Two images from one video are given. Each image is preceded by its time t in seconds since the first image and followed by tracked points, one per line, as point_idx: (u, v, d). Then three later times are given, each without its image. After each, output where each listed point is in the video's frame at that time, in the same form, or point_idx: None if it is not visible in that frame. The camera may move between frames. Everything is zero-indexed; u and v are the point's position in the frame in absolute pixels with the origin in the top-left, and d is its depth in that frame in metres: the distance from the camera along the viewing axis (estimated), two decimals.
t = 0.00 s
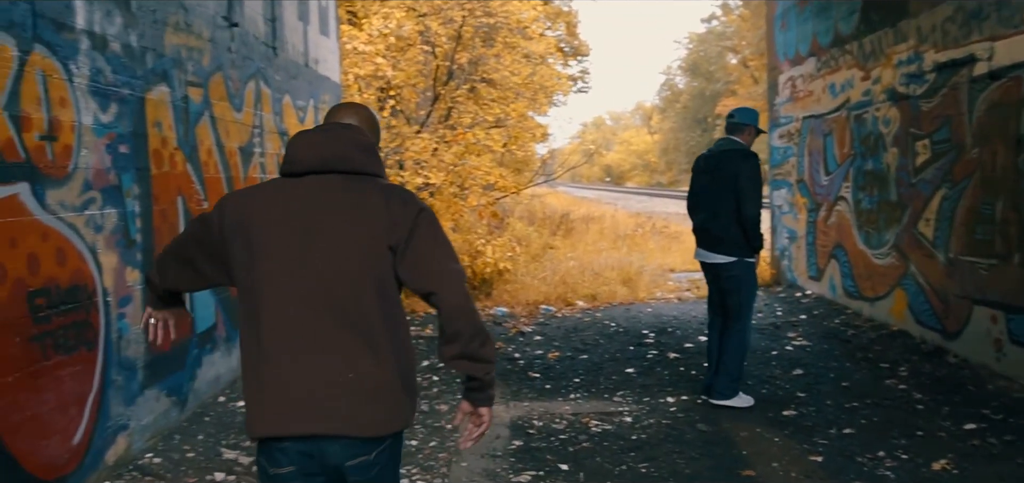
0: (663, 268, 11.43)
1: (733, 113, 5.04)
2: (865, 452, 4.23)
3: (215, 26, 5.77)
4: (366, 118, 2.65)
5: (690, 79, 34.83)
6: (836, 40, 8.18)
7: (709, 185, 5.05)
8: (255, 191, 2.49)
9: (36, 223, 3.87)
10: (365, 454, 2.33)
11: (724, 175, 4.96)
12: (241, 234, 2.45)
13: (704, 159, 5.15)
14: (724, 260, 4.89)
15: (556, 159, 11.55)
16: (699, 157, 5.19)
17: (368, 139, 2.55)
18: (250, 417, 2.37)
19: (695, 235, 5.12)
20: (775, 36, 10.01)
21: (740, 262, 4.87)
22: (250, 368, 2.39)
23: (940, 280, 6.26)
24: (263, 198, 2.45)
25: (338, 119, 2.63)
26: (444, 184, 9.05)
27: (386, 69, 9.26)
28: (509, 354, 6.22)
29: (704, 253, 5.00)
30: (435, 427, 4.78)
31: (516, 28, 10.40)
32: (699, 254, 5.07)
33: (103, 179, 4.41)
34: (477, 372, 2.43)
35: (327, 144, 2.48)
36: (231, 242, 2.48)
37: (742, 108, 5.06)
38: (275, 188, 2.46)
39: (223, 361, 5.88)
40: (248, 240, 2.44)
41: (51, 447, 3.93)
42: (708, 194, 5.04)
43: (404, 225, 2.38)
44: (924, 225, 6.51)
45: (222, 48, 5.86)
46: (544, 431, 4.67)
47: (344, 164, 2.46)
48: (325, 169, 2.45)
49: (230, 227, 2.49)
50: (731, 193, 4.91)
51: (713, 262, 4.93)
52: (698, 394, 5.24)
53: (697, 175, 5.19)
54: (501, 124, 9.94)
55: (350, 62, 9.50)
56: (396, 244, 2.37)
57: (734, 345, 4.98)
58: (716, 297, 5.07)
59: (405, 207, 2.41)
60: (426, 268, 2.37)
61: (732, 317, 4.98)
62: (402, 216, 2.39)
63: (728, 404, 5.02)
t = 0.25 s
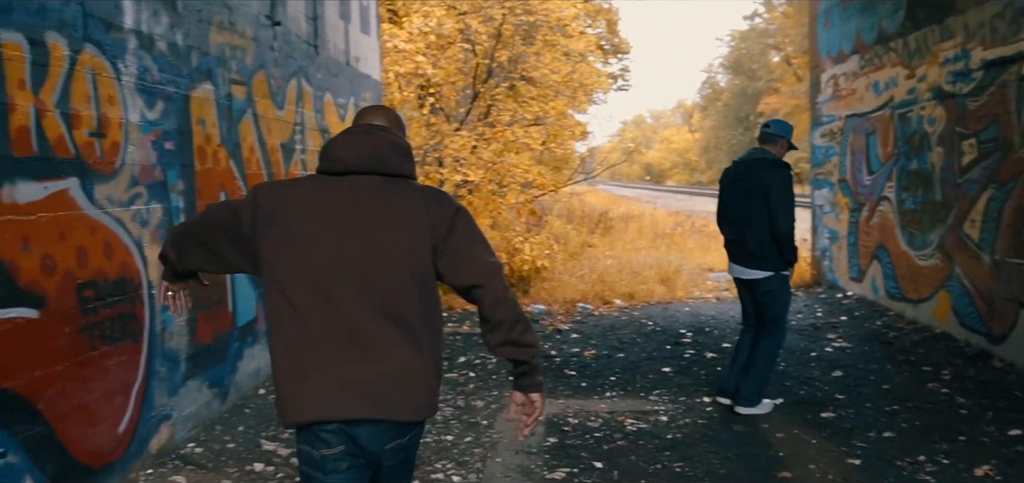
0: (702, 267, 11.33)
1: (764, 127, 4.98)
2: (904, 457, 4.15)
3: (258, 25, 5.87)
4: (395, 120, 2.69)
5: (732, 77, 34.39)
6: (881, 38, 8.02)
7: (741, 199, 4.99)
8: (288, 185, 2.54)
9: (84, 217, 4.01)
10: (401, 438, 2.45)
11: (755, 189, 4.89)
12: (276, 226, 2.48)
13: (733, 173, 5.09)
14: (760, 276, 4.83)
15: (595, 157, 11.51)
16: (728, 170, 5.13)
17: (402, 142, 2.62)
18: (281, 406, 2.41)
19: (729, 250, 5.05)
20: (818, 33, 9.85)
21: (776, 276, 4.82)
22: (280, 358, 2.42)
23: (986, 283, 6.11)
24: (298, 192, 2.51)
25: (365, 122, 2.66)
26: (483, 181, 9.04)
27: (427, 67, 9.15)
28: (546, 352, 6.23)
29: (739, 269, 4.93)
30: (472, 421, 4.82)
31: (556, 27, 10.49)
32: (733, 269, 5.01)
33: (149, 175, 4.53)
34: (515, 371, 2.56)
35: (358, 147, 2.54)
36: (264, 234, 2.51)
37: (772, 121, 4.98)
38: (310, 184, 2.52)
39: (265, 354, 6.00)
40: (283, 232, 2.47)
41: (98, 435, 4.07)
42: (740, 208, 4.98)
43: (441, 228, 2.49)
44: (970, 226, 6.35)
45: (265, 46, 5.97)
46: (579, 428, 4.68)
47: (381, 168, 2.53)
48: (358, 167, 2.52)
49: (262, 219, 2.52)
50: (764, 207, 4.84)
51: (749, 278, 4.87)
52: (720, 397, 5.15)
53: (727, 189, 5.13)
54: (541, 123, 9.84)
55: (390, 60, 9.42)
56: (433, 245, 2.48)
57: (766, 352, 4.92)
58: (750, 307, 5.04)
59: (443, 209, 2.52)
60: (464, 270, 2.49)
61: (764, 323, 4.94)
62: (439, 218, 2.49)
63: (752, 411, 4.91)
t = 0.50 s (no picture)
0: (746, 265, 11.18)
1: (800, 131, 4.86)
2: (951, 460, 4.06)
3: (305, 23, 5.97)
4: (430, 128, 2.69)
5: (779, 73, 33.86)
6: (932, 33, 7.82)
7: (778, 202, 4.89)
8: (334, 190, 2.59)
9: (136, 211, 4.13)
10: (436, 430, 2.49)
11: (795, 191, 4.80)
12: (324, 228, 2.53)
13: (769, 176, 4.99)
14: (801, 279, 4.75)
15: (638, 154, 11.43)
16: (764, 172, 5.02)
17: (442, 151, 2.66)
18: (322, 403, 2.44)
19: (765, 254, 4.97)
20: (867, 28, 9.64)
21: (815, 280, 4.75)
22: (325, 358, 2.46)
23: None
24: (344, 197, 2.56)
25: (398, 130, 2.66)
26: (525, 178, 8.98)
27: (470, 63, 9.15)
28: (586, 349, 6.20)
29: (777, 274, 4.85)
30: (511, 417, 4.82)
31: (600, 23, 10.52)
32: (771, 273, 4.93)
33: (198, 170, 4.64)
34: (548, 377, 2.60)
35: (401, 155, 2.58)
36: (311, 235, 2.56)
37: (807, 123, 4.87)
38: (358, 189, 2.57)
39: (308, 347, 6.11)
40: (332, 235, 2.52)
41: (148, 422, 4.19)
42: (777, 211, 4.89)
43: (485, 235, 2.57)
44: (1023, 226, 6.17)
45: (311, 44, 6.06)
46: (618, 425, 4.67)
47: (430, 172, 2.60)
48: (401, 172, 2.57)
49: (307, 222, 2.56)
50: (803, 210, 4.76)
51: (790, 283, 4.79)
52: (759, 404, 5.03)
53: (762, 191, 5.03)
54: (584, 119, 9.76)
55: (434, 57, 9.41)
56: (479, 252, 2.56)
57: (801, 358, 4.86)
58: (784, 311, 4.96)
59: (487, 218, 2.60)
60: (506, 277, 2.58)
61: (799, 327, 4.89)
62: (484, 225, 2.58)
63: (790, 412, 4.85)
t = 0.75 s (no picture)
0: (787, 264, 11.03)
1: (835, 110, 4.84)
2: (995, 464, 3.98)
3: (347, 21, 6.06)
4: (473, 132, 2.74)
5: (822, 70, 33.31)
6: (980, 27, 7.64)
7: (812, 182, 4.89)
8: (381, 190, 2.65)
9: (183, 205, 4.24)
10: (473, 414, 2.57)
11: (829, 171, 4.79)
12: (374, 227, 2.59)
13: (803, 155, 4.98)
14: (835, 258, 4.73)
15: (678, 151, 11.35)
16: (799, 151, 5.02)
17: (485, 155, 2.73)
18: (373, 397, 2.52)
19: (798, 234, 4.96)
20: (913, 23, 9.44)
21: (849, 260, 4.74)
22: (376, 352, 2.54)
23: None
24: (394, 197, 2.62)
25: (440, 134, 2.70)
26: (564, 175, 8.94)
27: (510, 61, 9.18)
28: (624, 345, 6.18)
29: (810, 253, 4.85)
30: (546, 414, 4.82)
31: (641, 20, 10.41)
32: (803, 253, 4.92)
33: (242, 165, 4.74)
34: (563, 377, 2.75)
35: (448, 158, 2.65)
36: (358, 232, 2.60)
37: (843, 102, 4.84)
38: (405, 189, 2.63)
39: (348, 341, 6.19)
40: (379, 234, 2.59)
41: (192, 412, 4.30)
42: (811, 191, 4.88)
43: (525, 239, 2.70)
44: None
45: (352, 41, 6.15)
46: (655, 422, 4.66)
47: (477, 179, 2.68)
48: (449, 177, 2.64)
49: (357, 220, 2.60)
50: (838, 189, 4.75)
51: (823, 262, 4.78)
52: (797, 395, 5.10)
53: (796, 171, 5.03)
54: (623, 116, 9.74)
55: (474, 54, 9.55)
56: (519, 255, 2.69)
57: (835, 354, 4.82)
58: (816, 294, 4.94)
59: (525, 223, 2.73)
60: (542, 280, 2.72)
61: (831, 324, 4.84)
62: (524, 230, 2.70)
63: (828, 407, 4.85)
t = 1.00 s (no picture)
0: (830, 259, 10.86)
1: (872, 103, 4.76)
2: None
3: (388, 14, 6.11)
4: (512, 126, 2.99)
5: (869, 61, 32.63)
6: None
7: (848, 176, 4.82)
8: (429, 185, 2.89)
9: (229, 196, 4.33)
10: (513, 395, 2.88)
11: (866, 164, 4.72)
12: (426, 221, 2.82)
13: (839, 149, 4.91)
14: (873, 253, 4.65)
15: (719, 144, 11.23)
16: (834, 145, 4.95)
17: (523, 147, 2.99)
18: (423, 375, 2.78)
19: (835, 229, 4.89)
20: (963, 13, 9.21)
21: (888, 255, 4.64)
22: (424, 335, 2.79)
23: None
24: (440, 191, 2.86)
25: (482, 127, 2.96)
26: (604, 167, 8.75)
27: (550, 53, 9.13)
28: (663, 338, 6.16)
29: (846, 248, 4.77)
30: (585, 406, 4.82)
31: (680, 12, 10.61)
32: (840, 248, 4.84)
33: (286, 156, 4.83)
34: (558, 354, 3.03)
35: (489, 155, 2.90)
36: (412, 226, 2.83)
37: (878, 93, 4.77)
38: (451, 184, 2.86)
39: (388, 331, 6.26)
40: (432, 227, 2.82)
41: (237, 398, 4.40)
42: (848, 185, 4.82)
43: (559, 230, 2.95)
44: None
45: (394, 34, 6.20)
46: (694, 415, 4.65)
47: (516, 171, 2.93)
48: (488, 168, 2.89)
49: (408, 213, 2.85)
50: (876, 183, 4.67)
51: (860, 257, 4.71)
52: (825, 393, 4.98)
53: (832, 165, 4.96)
54: (663, 109, 9.61)
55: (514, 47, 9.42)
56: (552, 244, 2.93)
57: (867, 348, 4.73)
58: (855, 290, 4.85)
59: (561, 216, 2.98)
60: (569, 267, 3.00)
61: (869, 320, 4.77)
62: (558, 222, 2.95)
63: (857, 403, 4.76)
